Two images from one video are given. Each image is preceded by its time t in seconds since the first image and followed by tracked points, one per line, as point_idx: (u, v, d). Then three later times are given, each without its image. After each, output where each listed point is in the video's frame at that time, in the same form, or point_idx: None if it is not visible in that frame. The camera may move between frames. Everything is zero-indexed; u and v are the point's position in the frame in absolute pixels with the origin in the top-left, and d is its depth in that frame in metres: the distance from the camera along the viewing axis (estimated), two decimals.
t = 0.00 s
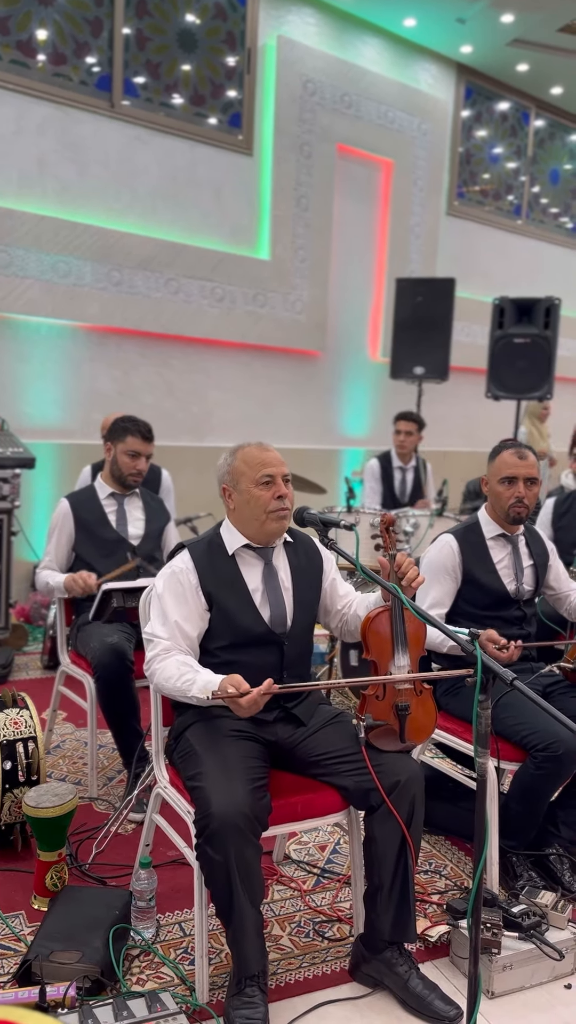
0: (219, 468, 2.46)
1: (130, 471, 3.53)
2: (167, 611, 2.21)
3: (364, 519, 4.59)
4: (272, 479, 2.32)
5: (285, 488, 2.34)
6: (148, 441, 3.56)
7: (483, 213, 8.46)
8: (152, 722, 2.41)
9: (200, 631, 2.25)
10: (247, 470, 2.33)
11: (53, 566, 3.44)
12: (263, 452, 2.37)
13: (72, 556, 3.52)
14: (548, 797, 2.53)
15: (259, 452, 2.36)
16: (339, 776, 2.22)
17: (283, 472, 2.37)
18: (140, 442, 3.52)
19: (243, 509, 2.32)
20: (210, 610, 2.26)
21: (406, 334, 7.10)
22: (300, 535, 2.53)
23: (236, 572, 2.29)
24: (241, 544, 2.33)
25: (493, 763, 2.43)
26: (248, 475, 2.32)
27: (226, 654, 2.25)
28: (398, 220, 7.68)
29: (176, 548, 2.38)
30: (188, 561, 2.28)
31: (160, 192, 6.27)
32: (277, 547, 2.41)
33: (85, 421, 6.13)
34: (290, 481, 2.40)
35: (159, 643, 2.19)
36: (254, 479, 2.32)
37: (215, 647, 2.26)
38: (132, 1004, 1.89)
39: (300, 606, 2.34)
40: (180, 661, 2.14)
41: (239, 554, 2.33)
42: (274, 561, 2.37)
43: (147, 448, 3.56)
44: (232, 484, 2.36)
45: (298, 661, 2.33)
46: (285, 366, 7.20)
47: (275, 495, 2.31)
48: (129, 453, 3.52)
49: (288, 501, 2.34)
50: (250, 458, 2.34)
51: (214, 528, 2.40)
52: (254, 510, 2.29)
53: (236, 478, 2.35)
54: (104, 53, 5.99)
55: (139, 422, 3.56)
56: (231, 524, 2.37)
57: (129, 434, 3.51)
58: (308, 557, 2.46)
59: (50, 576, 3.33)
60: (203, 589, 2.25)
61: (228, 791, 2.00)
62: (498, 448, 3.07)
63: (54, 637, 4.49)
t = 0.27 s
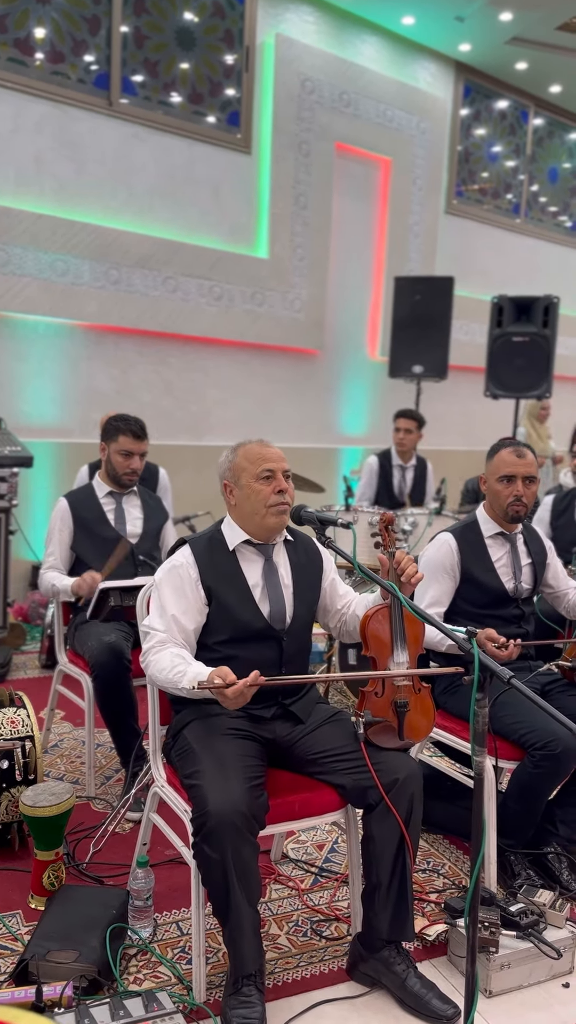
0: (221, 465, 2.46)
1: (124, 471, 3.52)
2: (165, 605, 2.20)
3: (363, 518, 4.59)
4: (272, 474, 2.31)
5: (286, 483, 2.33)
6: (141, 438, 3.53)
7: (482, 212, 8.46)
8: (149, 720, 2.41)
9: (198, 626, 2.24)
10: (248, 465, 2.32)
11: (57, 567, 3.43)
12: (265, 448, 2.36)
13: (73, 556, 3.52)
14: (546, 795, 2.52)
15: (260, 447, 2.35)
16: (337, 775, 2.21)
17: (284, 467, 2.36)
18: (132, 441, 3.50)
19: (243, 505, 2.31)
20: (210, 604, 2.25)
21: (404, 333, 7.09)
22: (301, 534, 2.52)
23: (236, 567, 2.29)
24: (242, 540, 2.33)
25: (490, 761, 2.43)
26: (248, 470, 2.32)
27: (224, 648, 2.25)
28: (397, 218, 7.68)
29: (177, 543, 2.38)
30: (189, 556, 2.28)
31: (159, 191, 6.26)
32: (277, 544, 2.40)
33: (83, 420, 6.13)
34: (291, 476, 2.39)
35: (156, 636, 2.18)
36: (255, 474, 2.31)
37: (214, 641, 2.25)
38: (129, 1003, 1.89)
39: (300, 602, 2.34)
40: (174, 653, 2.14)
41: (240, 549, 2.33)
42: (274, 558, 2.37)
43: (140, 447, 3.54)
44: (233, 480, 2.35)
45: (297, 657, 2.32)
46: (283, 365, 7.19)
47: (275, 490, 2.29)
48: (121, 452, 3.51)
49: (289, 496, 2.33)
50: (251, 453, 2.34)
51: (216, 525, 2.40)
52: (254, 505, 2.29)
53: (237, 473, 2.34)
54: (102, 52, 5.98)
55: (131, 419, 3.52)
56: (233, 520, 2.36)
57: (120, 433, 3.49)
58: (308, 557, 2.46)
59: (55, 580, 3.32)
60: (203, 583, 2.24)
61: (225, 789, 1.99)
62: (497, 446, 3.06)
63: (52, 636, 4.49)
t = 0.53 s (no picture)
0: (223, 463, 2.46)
1: (120, 470, 3.52)
2: (164, 602, 2.20)
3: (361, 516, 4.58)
4: (273, 474, 2.31)
5: (287, 482, 2.33)
6: (136, 436, 3.54)
7: (481, 211, 8.45)
8: (147, 718, 2.40)
9: (197, 623, 2.24)
10: (249, 464, 2.33)
11: (50, 565, 3.44)
12: (266, 447, 2.36)
13: (67, 556, 3.51)
14: (544, 794, 2.52)
15: (261, 446, 2.36)
16: (335, 773, 2.21)
17: (285, 466, 2.36)
18: (127, 440, 3.51)
19: (244, 504, 2.32)
20: (209, 602, 2.25)
21: (403, 331, 7.09)
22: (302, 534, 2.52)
23: (237, 566, 2.28)
24: (243, 538, 2.32)
25: (488, 760, 2.42)
26: (249, 469, 2.32)
27: (223, 647, 2.24)
28: (395, 216, 7.67)
29: (178, 542, 2.37)
30: (189, 553, 2.27)
31: (157, 189, 6.26)
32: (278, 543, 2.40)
33: (81, 419, 6.12)
34: (292, 476, 2.39)
35: (154, 632, 2.17)
36: (256, 473, 2.31)
37: (213, 640, 2.25)
38: (127, 1002, 1.88)
39: (301, 602, 2.34)
40: (169, 648, 2.13)
41: (240, 548, 2.32)
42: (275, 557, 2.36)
43: (135, 445, 3.54)
44: (234, 478, 2.36)
45: (296, 656, 2.31)
46: (282, 364, 7.18)
47: (276, 490, 2.30)
48: (117, 452, 3.52)
49: (289, 496, 2.32)
50: (252, 452, 2.34)
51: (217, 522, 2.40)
52: (255, 504, 2.29)
53: (239, 471, 2.34)
54: (100, 50, 5.97)
55: (125, 418, 3.53)
56: (234, 519, 2.36)
57: (115, 433, 3.50)
58: (310, 557, 2.45)
59: (48, 581, 3.32)
60: (203, 581, 2.24)
61: (223, 788, 1.99)
62: (495, 445, 3.06)
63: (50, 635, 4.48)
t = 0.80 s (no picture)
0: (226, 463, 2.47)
1: (115, 469, 3.52)
2: (164, 600, 2.19)
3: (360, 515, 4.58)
4: (271, 474, 2.31)
5: (286, 483, 2.33)
6: (132, 435, 3.53)
7: (480, 210, 8.45)
8: (146, 717, 2.40)
9: (196, 622, 2.23)
10: (248, 464, 2.33)
11: (47, 564, 3.43)
12: (267, 447, 2.37)
13: (64, 556, 3.51)
14: (543, 793, 2.52)
15: (261, 446, 2.36)
16: (333, 773, 2.21)
17: (284, 467, 2.35)
18: (121, 439, 3.51)
19: (244, 504, 2.32)
20: (209, 601, 2.25)
21: (401, 330, 7.09)
22: (302, 534, 2.52)
23: (238, 565, 2.28)
24: (244, 538, 2.32)
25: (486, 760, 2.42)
26: (248, 469, 2.33)
27: (223, 647, 2.24)
28: (394, 215, 7.67)
29: (178, 540, 2.37)
30: (190, 552, 2.27)
31: (156, 188, 6.25)
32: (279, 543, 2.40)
33: (80, 418, 6.12)
34: (293, 477, 2.39)
35: (151, 629, 2.16)
36: (254, 474, 2.32)
37: (213, 640, 2.25)
38: (125, 1001, 1.89)
39: (301, 602, 2.34)
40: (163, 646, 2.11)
41: (241, 548, 2.32)
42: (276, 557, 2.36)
43: (130, 443, 3.54)
44: (235, 479, 2.37)
45: (296, 655, 2.31)
46: (281, 363, 7.18)
47: (274, 490, 2.29)
48: (112, 451, 3.52)
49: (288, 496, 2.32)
50: (252, 452, 2.34)
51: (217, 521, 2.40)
52: (253, 504, 2.30)
53: (239, 472, 2.35)
54: (98, 49, 5.96)
55: (120, 417, 3.52)
56: (235, 519, 2.36)
57: (110, 433, 3.50)
58: (310, 557, 2.45)
59: (45, 580, 3.31)
60: (203, 580, 2.24)
61: (221, 787, 1.99)
62: (493, 444, 3.05)
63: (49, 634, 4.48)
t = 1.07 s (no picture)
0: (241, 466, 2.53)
1: (114, 467, 3.52)
2: (166, 600, 2.19)
3: (359, 514, 4.58)
4: (254, 475, 2.32)
5: (270, 483, 2.31)
6: (130, 433, 3.52)
7: (479, 208, 8.45)
8: (145, 716, 2.40)
9: (198, 622, 2.23)
10: (237, 467, 2.38)
11: (53, 565, 3.40)
12: (260, 449, 2.37)
13: (67, 556, 3.50)
14: (541, 793, 2.52)
15: (253, 448, 2.38)
16: (332, 772, 2.21)
17: (273, 467, 2.33)
18: (119, 437, 3.50)
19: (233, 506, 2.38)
20: (210, 601, 2.25)
21: (400, 329, 7.09)
22: (303, 535, 2.52)
23: (238, 565, 2.28)
24: (242, 538, 2.32)
25: (485, 759, 2.42)
26: (237, 472, 2.37)
27: (224, 647, 2.23)
28: (393, 213, 7.66)
29: (179, 540, 2.37)
30: (191, 552, 2.27)
31: (155, 187, 6.25)
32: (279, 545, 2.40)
33: (79, 416, 6.11)
34: (289, 480, 2.37)
35: (156, 630, 2.16)
36: (242, 476, 2.35)
37: (214, 640, 2.24)
38: (123, 999, 1.89)
39: (302, 602, 2.34)
40: (169, 648, 2.12)
41: (241, 547, 2.32)
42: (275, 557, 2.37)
43: (128, 441, 3.53)
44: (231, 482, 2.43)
45: (295, 655, 2.31)
46: (280, 362, 7.18)
47: (254, 492, 2.30)
48: (111, 449, 3.52)
49: (275, 501, 2.31)
50: (242, 454, 2.38)
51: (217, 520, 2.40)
52: (237, 506, 2.33)
53: (232, 474, 2.40)
54: (97, 47, 5.95)
55: (118, 416, 3.51)
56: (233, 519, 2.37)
57: (108, 432, 3.50)
58: (312, 557, 2.45)
59: (50, 579, 3.29)
60: (204, 580, 2.24)
61: (221, 785, 1.99)
62: (492, 443, 3.05)
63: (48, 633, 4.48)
